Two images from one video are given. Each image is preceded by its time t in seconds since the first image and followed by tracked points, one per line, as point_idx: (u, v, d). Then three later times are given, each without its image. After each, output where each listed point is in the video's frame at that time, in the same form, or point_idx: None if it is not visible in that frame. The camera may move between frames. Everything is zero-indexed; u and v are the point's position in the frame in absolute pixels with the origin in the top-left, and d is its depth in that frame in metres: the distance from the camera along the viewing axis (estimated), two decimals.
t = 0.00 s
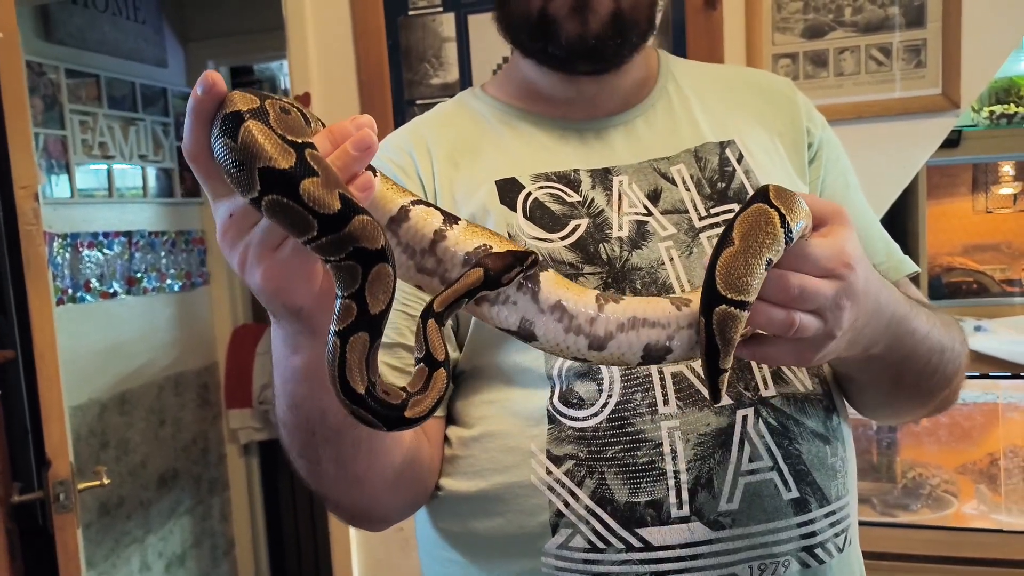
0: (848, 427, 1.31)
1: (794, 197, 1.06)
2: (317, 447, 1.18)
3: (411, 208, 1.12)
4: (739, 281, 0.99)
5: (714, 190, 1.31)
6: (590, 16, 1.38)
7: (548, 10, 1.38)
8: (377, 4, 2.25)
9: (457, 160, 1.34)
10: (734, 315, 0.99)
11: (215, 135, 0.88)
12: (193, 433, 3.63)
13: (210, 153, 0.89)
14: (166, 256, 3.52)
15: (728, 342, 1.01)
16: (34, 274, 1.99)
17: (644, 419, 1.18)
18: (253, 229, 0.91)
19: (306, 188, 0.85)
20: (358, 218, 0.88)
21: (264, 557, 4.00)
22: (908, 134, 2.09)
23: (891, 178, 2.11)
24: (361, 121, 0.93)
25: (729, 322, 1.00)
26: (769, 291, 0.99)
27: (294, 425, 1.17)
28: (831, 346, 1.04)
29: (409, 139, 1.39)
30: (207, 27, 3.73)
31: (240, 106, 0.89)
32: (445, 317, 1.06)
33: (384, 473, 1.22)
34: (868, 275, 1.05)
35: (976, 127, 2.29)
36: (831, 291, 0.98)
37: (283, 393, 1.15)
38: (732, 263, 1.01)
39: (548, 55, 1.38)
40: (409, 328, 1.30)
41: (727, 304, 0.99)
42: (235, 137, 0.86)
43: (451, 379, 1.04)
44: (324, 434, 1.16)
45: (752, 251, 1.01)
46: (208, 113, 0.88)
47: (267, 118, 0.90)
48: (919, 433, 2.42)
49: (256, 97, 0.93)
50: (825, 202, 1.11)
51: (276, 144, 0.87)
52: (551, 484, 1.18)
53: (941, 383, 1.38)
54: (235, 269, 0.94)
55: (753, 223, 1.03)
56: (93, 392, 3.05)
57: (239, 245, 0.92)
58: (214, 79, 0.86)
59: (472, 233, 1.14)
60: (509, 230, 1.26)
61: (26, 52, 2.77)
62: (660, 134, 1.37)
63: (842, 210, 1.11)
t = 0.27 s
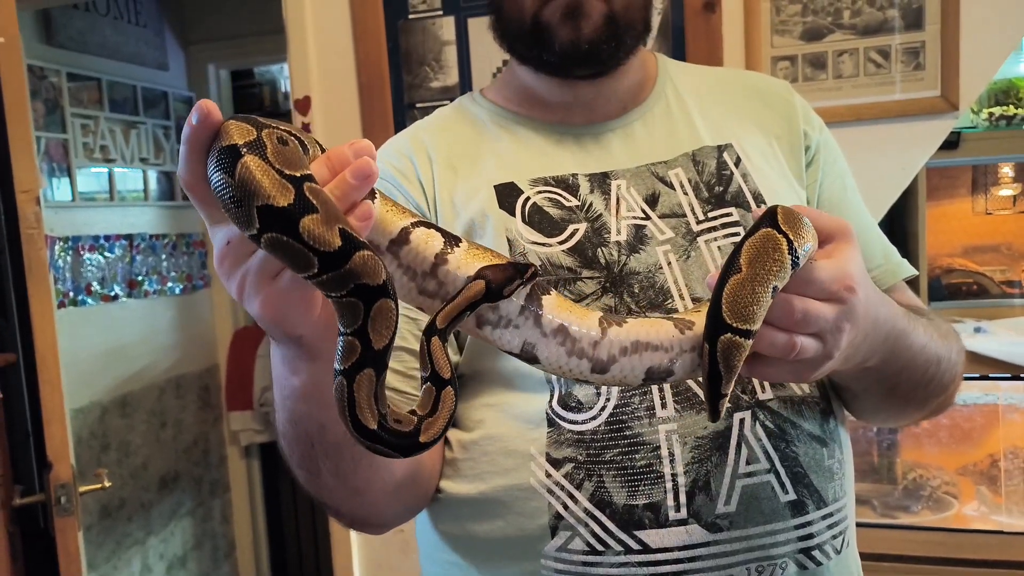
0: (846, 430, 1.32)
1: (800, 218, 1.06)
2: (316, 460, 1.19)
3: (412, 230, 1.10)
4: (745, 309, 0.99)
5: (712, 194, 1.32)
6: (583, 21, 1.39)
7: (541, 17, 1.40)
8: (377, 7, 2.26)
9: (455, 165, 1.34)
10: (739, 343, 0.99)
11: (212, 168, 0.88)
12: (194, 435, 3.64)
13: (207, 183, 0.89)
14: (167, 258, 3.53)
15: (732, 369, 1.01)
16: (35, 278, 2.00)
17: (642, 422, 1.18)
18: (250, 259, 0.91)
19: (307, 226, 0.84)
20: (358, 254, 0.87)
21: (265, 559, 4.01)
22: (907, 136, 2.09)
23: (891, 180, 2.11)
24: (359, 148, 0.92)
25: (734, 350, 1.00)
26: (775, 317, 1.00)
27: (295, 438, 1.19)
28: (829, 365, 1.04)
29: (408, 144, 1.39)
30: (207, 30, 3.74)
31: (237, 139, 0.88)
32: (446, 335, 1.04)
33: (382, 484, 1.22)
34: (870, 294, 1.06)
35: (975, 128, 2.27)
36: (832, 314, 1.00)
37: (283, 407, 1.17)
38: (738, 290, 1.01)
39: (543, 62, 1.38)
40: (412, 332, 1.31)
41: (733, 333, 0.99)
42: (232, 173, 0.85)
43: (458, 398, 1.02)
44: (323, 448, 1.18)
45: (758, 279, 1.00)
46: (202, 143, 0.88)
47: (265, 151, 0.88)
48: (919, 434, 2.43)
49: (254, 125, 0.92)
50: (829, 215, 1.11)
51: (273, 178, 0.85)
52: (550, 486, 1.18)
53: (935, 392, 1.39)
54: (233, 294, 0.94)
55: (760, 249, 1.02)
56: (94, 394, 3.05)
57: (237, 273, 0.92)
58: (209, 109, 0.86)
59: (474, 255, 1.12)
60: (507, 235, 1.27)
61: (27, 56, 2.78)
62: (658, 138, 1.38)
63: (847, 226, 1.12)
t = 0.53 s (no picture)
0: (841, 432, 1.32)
1: (802, 225, 1.05)
2: (315, 470, 1.20)
3: (411, 248, 1.10)
4: (749, 324, 0.99)
5: (710, 195, 1.32)
6: (577, 23, 1.40)
7: (536, 20, 1.40)
8: (375, 9, 2.26)
9: (454, 167, 1.34)
10: (742, 357, 1.00)
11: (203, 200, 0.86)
12: (194, 437, 3.64)
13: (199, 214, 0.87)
14: (166, 260, 3.53)
15: (735, 382, 1.01)
16: (33, 280, 2.00)
17: (638, 422, 1.18)
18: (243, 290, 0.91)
19: (303, 263, 0.82)
20: (358, 290, 0.86)
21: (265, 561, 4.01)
22: (904, 136, 2.10)
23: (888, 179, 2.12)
24: (355, 175, 0.89)
25: (738, 364, 1.00)
26: (778, 328, 1.00)
27: (292, 448, 1.19)
28: (824, 371, 1.04)
29: (407, 144, 1.39)
30: (206, 32, 3.74)
31: (228, 174, 0.85)
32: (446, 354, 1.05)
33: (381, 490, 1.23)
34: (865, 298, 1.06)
35: (972, 128, 2.26)
36: (830, 321, 1.00)
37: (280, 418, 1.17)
38: (743, 304, 1.00)
39: (540, 65, 1.39)
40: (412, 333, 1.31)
41: (737, 347, 1.00)
42: (225, 210, 0.84)
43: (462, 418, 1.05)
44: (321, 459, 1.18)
45: (763, 292, 1.00)
46: (193, 174, 0.87)
47: (257, 185, 0.86)
48: (917, 434, 2.44)
49: (246, 155, 0.90)
50: (832, 221, 1.10)
51: (269, 216, 0.83)
52: (547, 486, 1.18)
53: (928, 395, 1.39)
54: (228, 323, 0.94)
55: (765, 260, 1.01)
56: (93, 396, 3.06)
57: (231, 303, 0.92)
58: (198, 142, 0.85)
59: (473, 273, 1.14)
60: (506, 236, 1.27)
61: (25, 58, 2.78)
62: (656, 140, 1.38)
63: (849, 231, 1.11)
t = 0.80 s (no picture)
0: (841, 430, 1.32)
1: (810, 228, 1.05)
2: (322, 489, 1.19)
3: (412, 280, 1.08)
4: (760, 333, 0.99)
5: (711, 195, 1.32)
6: (579, 26, 1.38)
7: (538, 22, 1.39)
8: (375, 9, 2.26)
9: (455, 166, 1.34)
10: (753, 365, 1.00)
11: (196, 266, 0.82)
12: (194, 437, 3.64)
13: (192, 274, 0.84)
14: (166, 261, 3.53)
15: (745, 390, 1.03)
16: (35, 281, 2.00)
17: (640, 422, 1.18)
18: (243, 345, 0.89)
19: (311, 327, 0.80)
20: (368, 344, 0.84)
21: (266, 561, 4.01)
22: (903, 135, 2.10)
23: (888, 178, 2.11)
24: (352, 221, 0.86)
25: (748, 372, 1.01)
26: (788, 335, 1.00)
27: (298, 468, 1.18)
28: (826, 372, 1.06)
29: (408, 143, 1.39)
30: (206, 32, 3.74)
31: (223, 239, 0.81)
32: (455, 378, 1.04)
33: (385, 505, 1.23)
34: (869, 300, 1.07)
35: (973, 127, 2.26)
36: (834, 324, 1.01)
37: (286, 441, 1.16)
38: (755, 312, 1.00)
39: (542, 66, 1.39)
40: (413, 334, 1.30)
41: (748, 355, 1.00)
42: (222, 279, 0.79)
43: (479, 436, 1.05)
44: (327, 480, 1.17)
45: (775, 301, 0.99)
46: (184, 234, 0.83)
47: (254, 247, 0.81)
48: (917, 433, 2.44)
49: (237, 211, 0.85)
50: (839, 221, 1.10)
51: (269, 279, 0.79)
52: (547, 485, 1.18)
53: (927, 396, 1.39)
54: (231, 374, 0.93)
55: (776, 268, 1.00)
56: (94, 396, 3.06)
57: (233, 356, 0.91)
58: (189, 205, 0.81)
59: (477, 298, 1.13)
60: (507, 236, 1.27)
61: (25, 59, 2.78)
62: (657, 141, 1.38)
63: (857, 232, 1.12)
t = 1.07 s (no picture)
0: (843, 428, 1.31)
1: (810, 226, 1.04)
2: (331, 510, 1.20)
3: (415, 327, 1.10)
4: (765, 337, 1.00)
5: (712, 193, 1.32)
6: (581, 24, 1.38)
7: (540, 20, 1.39)
8: (375, 7, 2.26)
9: (456, 164, 1.34)
10: (761, 370, 1.01)
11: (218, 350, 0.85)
12: (195, 436, 3.64)
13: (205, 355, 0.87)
14: (166, 259, 3.53)
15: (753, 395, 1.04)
16: (34, 280, 2.00)
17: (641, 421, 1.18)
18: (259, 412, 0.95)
19: (347, 398, 0.86)
20: (402, 404, 0.91)
21: (266, 559, 4.01)
22: (904, 133, 2.09)
23: (889, 175, 2.11)
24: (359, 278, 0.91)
25: (756, 377, 1.02)
26: (793, 336, 1.00)
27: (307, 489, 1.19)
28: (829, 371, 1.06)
29: (408, 141, 1.39)
30: (205, 30, 3.74)
31: (245, 322, 0.85)
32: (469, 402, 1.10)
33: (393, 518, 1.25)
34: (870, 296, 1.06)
35: (974, 124, 2.27)
36: (836, 322, 1.00)
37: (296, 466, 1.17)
38: (759, 317, 1.00)
39: (544, 65, 1.38)
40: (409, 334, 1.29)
41: (755, 360, 1.01)
42: (251, 361, 0.84)
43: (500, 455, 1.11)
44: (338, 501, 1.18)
45: (778, 304, 0.99)
46: (195, 321, 0.85)
47: (277, 325, 0.86)
48: (918, 431, 2.43)
49: (252, 289, 0.88)
50: (841, 218, 1.10)
51: (298, 355, 0.85)
52: (548, 483, 1.18)
53: (929, 393, 1.38)
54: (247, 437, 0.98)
55: (778, 271, 1.00)
56: (94, 395, 3.06)
57: (249, 423, 0.96)
58: (202, 289, 0.84)
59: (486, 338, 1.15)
60: (507, 235, 1.27)
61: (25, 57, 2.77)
62: (659, 139, 1.37)
63: (859, 229, 1.11)
